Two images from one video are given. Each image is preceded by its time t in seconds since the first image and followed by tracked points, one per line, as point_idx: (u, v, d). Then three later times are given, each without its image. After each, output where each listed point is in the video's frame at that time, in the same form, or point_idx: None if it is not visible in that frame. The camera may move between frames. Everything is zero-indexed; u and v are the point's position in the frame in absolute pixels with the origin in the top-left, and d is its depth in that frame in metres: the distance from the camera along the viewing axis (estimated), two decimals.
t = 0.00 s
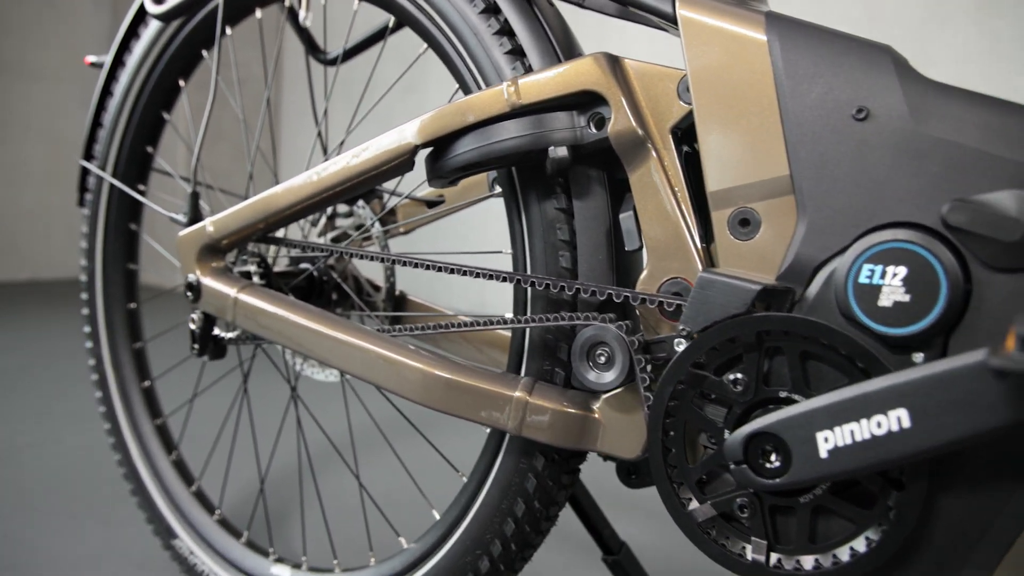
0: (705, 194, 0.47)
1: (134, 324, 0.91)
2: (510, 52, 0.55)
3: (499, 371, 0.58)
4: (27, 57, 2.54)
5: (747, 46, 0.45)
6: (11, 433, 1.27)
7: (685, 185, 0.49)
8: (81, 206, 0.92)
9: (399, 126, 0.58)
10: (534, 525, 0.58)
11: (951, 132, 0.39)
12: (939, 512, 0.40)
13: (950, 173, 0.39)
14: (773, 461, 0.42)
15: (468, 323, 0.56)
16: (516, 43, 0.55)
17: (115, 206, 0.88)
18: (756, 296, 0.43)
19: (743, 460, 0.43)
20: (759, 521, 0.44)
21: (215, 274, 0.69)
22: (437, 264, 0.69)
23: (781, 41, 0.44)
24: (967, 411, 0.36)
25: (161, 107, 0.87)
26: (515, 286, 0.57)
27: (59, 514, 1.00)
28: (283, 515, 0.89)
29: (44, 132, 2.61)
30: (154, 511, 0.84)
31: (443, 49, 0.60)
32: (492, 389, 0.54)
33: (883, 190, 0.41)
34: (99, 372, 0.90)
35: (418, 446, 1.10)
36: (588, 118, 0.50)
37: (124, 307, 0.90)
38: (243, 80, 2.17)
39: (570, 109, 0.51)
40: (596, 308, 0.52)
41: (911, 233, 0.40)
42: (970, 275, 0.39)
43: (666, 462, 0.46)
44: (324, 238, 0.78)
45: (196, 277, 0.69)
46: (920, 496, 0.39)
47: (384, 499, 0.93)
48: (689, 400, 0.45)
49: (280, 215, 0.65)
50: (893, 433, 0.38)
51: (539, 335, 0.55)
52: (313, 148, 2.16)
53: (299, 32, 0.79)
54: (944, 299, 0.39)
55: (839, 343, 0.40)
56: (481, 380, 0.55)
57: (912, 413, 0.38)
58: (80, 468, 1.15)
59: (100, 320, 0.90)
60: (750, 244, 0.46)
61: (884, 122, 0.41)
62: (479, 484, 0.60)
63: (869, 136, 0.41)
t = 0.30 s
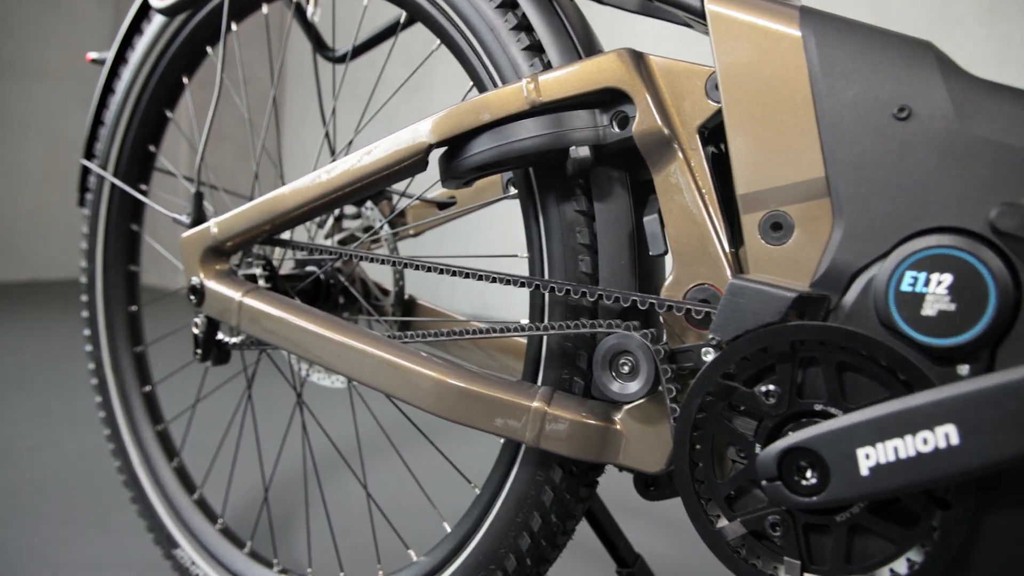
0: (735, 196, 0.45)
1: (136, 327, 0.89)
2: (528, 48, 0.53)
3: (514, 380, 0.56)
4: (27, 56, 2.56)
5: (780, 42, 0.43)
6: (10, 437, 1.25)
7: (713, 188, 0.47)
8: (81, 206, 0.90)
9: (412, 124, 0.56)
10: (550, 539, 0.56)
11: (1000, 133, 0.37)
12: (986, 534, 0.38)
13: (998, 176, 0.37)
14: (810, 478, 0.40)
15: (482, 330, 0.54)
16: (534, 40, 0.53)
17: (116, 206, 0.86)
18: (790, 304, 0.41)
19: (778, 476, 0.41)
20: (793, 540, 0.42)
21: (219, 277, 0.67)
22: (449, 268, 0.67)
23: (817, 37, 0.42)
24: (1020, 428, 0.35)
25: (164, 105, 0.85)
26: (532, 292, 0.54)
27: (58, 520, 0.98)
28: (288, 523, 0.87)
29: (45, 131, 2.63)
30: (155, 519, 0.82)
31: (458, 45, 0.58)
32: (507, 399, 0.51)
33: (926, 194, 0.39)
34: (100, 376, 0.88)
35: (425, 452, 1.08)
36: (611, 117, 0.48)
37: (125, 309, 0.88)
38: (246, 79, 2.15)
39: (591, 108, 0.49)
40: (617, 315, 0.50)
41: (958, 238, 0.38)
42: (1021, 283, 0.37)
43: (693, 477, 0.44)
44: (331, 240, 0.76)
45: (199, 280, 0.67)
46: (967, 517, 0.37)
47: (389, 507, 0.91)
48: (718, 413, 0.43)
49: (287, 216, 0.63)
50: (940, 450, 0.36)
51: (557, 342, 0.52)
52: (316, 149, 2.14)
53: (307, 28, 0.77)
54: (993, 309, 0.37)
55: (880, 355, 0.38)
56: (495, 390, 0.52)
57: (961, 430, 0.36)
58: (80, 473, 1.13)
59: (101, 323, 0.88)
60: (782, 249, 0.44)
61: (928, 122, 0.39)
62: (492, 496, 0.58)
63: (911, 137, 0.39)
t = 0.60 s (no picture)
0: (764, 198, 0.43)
1: (137, 330, 0.88)
2: (546, 42, 0.51)
3: (531, 388, 0.54)
4: (27, 55, 2.65)
5: (816, 36, 0.41)
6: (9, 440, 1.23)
7: (742, 188, 0.45)
8: (82, 206, 0.88)
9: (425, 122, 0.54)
10: (567, 553, 0.54)
11: None
12: None
13: None
14: (848, 494, 0.38)
15: (496, 336, 0.52)
16: (553, 34, 0.51)
17: (117, 206, 0.84)
18: (827, 311, 0.39)
19: (815, 492, 0.39)
20: (828, 558, 0.40)
21: (223, 280, 0.65)
22: (460, 271, 0.65)
23: (856, 31, 0.40)
24: None
25: (167, 102, 0.83)
26: (549, 297, 0.52)
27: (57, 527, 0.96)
28: (293, 531, 0.85)
29: (45, 131, 2.72)
30: (156, 528, 0.80)
31: (473, 40, 0.56)
32: (525, 408, 0.49)
33: (973, 196, 0.37)
34: (99, 380, 0.86)
35: (432, 456, 1.06)
36: (635, 114, 0.46)
37: (126, 311, 0.86)
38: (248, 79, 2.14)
39: (615, 104, 0.47)
40: (638, 321, 0.48)
41: (1007, 243, 0.36)
42: None
43: (723, 491, 0.42)
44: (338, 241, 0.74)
45: (203, 282, 0.65)
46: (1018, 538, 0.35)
47: (394, 513, 0.89)
48: (749, 424, 0.41)
49: (295, 217, 0.61)
50: (991, 466, 0.35)
51: (576, 349, 0.50)
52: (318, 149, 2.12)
53: (315, 24, 0.75)
54: None
55: (924, 365, 0.36)
56: (511, 398, 0.50)
57: (1013, 445, 0.34)
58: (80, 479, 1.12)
59: (101, 325, 0.86)
60: (817, 253, 0.42)
61: (975, 121, 0.37)
62: (506, 508, 0.55)
63: (957, 136, 0.37)
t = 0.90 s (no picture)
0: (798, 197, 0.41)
1: (139, 333, 0.86)
2: (566, 36, 0.49)
3: (549, 394, 0.52)
4: (28, 56, 2.65)
5: (854, 26, 0.39)
6: (9, 444, 1.22)
7: (776, 187, 0.43)
8: (84, 206, 0.86)
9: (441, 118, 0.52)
10: (587, 567, 0.52)
11: None
12: None
13: None
14: (893, 509, 0.36)
15: (514, 341, 0.50)
16: (573, 27, 0.50)
17: (119, 206, 0.83)
18: (868, 316, 0.37)
19: (857, 506, 0.37)
20: None
21: (229, 282, 0.63)
22: (474, 272, 0.63)
23: (896, 20, 0.38)
24: None
25: (171, 100, 0.81)
26: (570, 300, 0.51)
27: (58, 533, 0.94)
28: (300, 538, 0.83)
29: (46, 131, 2.71)
30: (159, 535, 0.78)
31: (488, 34, 0.54)
32: (545, 416, 0.47)
33: None
34: (101, 384, 0.84)
35: (441, 460, 1.04)
36: (661, 109, 0.44)
37: (128, 314, 0.85)
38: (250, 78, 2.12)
39: (640, 99, 0.45)
40: (664, 326, 0.46)
41: None
42: None
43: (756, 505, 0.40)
44: (347, 243, 0.72)
45: (208, 285, 0.63)
46: None
47: (402, 519, 0.87)
48: (785, 435, 0.39)
49: (305, 217, 0.59)
50: None
51: (598, 354, 0.49)
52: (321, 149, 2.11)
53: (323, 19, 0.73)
54: None
55: (975, 372, 0.34)
56: (530, 405, 0.48)
57: None
58: (82, 483, 1.10)
59: (103, 328, 0.84)
60: (855, 254, 0.40)
61: None
62: (524, 518, 0.54)
63: (1006, 130, 0.35)
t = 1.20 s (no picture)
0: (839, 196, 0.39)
1: (144, 337, 0.84)
2: (590, 30, 0.48)
3: (572, 402, 0.50)
4: (30, 58, 2.64)
5: (899, 16, 0.37)
6: (11, 449, 1.20)
7: (813, 186, 0.41)
8: (87, 209, 0.84)
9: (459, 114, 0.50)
10: None
11: None
12: None
13: None
14: (946, 525, 0.35)
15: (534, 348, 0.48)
16: (597, 20, 0.48)
17: (124, 208, 0.81)
18: (916, 322, 0.35)
19: (907, 523, 0.35)
20: None
21: (238, 286, 0.61)
22: (490, 275, 0.61)
23: (945, 10, 0.36)
24: None
25: (176, 99, 0.80)
26: (594, 304, 0.49)
27: (60, 542, 0.92)
28: (310, 545, 0.81)
29: (47, 133, 2.70)
30: (164, 545, 0.76)
31: (508, 29, 0.52)
32: (569, 425, 0.45)
33: None
34: (105, 390, 0.83)
35: (454, 465, 1.03)
36: (692, 105, 0.42)
37: (133, 318, 0.83)
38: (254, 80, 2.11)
39: (670, 95, 0.43)
40: (694, 332, 0.44)
41: None
42: None
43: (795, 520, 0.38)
44: (358, 245, 0.70)
45: (215, 289, 0.61)
46: None
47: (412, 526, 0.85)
48: (827, 447, 0.37)
49: (317, 218, 0.57)
50: None
51: (624, 360, 0.47)
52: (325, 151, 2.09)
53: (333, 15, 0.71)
54: None
55: None
56: (553, 414, 0.46)
57: None
58: (85, 489, 1.08)
59: (107, 332, 0.82)
60: (900, 257, 0.37)
61: None
62: (545, 531, 0.52)
63: None
